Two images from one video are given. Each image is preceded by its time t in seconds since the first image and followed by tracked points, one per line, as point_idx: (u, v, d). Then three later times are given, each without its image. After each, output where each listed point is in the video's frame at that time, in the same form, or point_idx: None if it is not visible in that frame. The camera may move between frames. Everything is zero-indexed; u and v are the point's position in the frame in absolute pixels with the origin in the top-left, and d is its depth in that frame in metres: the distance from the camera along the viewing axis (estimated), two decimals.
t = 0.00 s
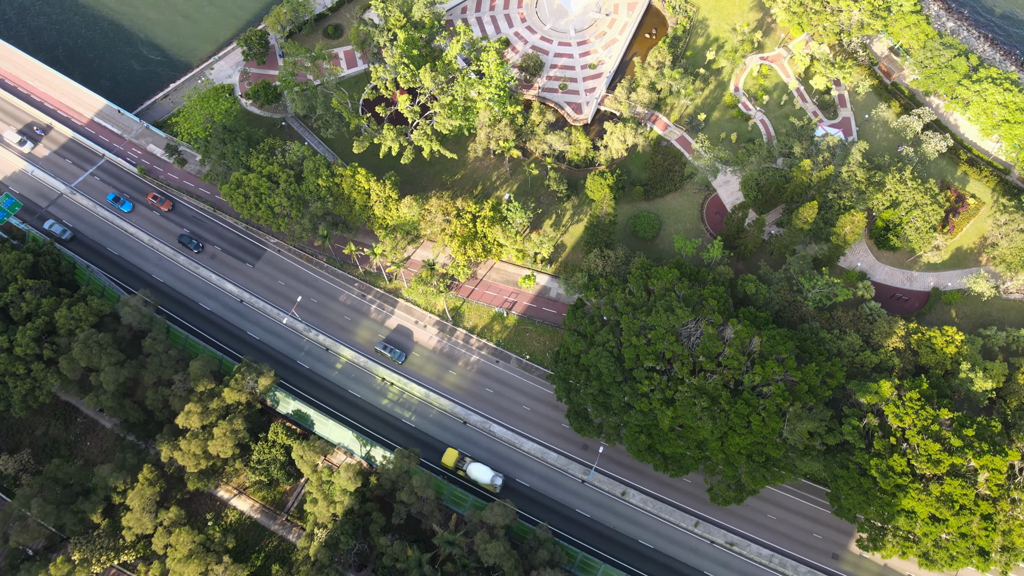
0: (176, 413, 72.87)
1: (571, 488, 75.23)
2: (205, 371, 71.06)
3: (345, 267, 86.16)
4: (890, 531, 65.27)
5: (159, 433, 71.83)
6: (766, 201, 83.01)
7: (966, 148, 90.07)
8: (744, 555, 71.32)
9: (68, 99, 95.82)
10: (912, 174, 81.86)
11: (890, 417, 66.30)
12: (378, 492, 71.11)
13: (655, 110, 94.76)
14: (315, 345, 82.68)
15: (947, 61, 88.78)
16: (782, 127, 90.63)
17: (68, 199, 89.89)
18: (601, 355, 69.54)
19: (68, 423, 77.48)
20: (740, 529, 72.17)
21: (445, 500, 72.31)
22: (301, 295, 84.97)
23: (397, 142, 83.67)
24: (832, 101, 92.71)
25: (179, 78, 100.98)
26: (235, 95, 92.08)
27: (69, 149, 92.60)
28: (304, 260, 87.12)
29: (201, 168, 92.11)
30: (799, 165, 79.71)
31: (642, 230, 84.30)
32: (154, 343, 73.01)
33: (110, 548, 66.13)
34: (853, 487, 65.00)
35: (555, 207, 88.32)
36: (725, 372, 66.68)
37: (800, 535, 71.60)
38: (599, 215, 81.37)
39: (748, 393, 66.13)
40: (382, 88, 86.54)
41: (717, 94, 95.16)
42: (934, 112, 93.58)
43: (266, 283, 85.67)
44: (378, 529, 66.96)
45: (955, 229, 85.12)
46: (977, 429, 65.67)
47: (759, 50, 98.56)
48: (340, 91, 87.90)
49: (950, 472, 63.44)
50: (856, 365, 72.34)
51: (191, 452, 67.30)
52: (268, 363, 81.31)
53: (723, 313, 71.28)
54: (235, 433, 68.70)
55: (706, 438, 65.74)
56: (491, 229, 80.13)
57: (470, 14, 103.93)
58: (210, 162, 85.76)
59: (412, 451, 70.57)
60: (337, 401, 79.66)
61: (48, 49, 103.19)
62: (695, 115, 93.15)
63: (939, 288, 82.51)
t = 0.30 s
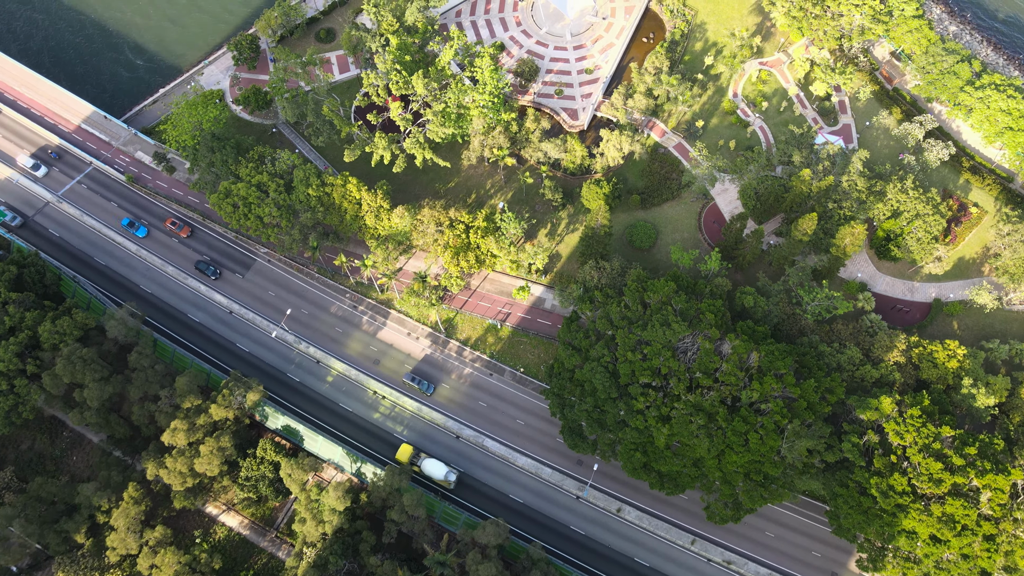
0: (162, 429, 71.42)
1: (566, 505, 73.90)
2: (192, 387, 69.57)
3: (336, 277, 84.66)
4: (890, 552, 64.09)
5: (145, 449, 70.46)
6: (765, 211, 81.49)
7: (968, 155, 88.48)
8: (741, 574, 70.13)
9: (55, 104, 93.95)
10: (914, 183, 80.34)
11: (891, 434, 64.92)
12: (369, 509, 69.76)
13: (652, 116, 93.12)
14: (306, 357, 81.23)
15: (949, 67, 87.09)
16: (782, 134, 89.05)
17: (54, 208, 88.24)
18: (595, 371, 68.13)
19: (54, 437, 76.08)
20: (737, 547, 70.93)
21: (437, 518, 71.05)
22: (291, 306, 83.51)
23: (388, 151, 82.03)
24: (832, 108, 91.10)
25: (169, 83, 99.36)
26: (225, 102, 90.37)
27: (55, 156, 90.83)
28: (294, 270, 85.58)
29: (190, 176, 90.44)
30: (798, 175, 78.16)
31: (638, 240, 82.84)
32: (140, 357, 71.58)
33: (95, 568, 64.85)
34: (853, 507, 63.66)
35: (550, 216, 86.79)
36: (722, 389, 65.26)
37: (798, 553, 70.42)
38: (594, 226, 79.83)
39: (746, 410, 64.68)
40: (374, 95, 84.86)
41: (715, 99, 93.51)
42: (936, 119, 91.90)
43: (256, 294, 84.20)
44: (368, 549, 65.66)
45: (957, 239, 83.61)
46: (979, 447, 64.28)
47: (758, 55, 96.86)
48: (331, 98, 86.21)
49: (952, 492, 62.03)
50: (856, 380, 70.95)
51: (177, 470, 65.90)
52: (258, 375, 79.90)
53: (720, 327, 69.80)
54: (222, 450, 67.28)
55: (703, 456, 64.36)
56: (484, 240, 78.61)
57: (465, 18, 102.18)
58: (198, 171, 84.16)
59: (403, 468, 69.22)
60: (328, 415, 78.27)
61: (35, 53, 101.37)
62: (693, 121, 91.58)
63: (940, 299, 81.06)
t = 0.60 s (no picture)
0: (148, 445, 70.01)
1: (561, 522, 72.61)
2: (178, 403, 68.12)
3: (327, 288, 83.19)
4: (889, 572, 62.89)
5: (131, 467, 69.10)
6: (763, 220, 80.23)
7: (970, 163, 86.94)
8: None
9: (41, 111, 92.22)
10: (915, 193, 78.78)
11: (892, 453, 63.55)
12: (359, 528, 68.46)
13: (649, 122, 91.49)
14: (296, 370, 79.75)
15: (952, 73, 85.44)
16: (781, 141, 87.49)
17: (41, 217, 86.62)
18: (589, 387, 66.74)
19: (39, 452, 74.63)
20: (735, 565, 69.79)
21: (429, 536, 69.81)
22: (281, 317, 82.06)
23: (380, 159, 80.43)
24: (832, 114, 89.50)
25: (159, 88, 97.72)
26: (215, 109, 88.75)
27: (42, 164, 89.13)
28: (284, 281, 84.11)
29: (179, 184, 88.81)
30: (798, 185, 76.63)
31: (634, 250, 81.42)
32: (125, 372, 70.18)
33: None
34: (852, 527, 62.35)
35: (545, 226, 85.24)
36: (719, 406, 63.83)
37: (797, 572, 69.29)
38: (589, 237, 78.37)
39: (743, 428, 63.25)
40: (365, 102, 83.21)
41: (714, 106, 91.91)
42: (938, 125, 90.25)
43: (245, 305, 82.75)
44: (357, 569, 64.42)
45: (959, 249, 82.11)
46: (982, 466, 62.90)
47: (757, 60, 95.20)
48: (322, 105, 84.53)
49: (954, 512, 60.66)
50: (856, 395, 69.53)
51: (163, 489, 64.50)
52: (247, 389, 78.47)
53: (717, 342, 68.36)
54: (208, 468, 65.89)
55: (699, 475, 62.97)
56: (477, 251, 77.14)
57: (459, 22, 100.49)
58: (186, 180, 82.55)
59: (394, 486, 67.90)
60: (319, 430, 76.88)
61: (23, 58, 99.64)
62: (690, 128, 90.00)
63: (942, 311, 79.61)
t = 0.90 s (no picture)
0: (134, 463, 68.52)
1: (555, 540, 71.27)
2: (163, 421, 66.65)
3: (317, 300, 81.75)
4: None
5: (116, 485, 67.61)
6: (761, 231, 79.20)
7: (973, 171, 85.37)
8: None
9: (27, 118, 90.48)
10: (917, 203, 77.21)
11: (892, 472, 62.19)
12: (348, 547, 67.12)
13: (646, 130, 89.87)
14: (285, 384, 78.26)
15: (954, 79, 83.81)
16: (780, 150, 85.89)
17: (26, 227, 84.98)
18: (583, 405, 65.38)
19: (23, 468, 72.90)
20: None
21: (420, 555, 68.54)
22: (271, 329, 80.60)
23: (371, 169, 78.72)
24: (833, 122, 87.86)
25: (148, 93, 96.00)
26: (203, 116, 87.13)
27: (27, 172, 87.42)
28: (274, 292, 82.67)
29: (167, 193, 87.17)
30: (797, 195, 75.09)
31: (630, 261, 80.18)
32: (110, 389, 68.76)
33: None
34: (851, 548, 61.00)
35: (539, 236, 83.71)
36: (716, 425, 62.46)
37: None
38: (585, 248, 76.97)
39: (740, 447, 61.79)
40: (356, 110, 81.54)
41: (712, 113, 90.29)
42: (939, 133, 88.62)
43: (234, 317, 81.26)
44: None
45: (960, 260, 80.68)
46: (984, 486, 61.57)
47: (756, 65, 93.54)
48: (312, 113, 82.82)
49: (955, 534, 59.31)
50: (855, 412, 68.16)
51: (148, 510, 63.04)
52: (235, 403, 76.99)
53: (714, 358, 66.92)
54: (194, 488, 64.48)
55: (695, 496, 61.53)
56: (470, 264, 75.68)
57: (453, 26, 98.77)
58: (173, 190, 80.92)
59: (384, 505, 66.61)
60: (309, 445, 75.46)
61: (9, 63, 97.82)
62: (688, 135, 88.43)
63: (943, 324, 78.21)
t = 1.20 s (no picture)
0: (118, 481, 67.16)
1: (548, 559, 70.09)
2: (149, 439, 65.33)
3: (308, 312, 80.30)
4: None
5: (100, 504, 66.28)
6: (759, 242, 77.62)
7: (975, 180, 83.80)
8: None
9: (12, 124, 88.70)
10: (918, 214, 75.77)
11: (892, 493, 60.89)
12: (337, 568, 65.89)
13: (643, 137, 88.25)
14: (275, 398, 76.85)
15: (956, 86, 82.16)
16: (779, 158, 84.35)
17: (11, 237, 83.40)
18: (577, 423, 64.01)
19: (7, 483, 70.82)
20: None
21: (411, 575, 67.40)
22: (261, 342, 79.19)
23: (362, 179, 77.11)
24: (832, 130, 86.34)
25: (136, 99, 94.16)
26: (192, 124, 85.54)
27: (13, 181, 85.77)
28: (264, 304, 81.15)
29: (155, 203, 85.49)
30: (796, 206, 73.63)
31: (626, 272, 78.75)
32: (94, 406, 67.39)
33: None
34: (850, 570, 59.69)
35: (534, 246, 82.26)
36: (712, 444, 61.09)
37: None
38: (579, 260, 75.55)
39: (737, 467, 60.39)
40: (346, 118, 79.92)
41: (709, 120, 88.68)
42: (941, 141, 87.08)
43: (223, 330, 79.83)
44: None
45: (962, 271, 79.21)
46: (986, 506, 60.28)
47: (755, 72, 91.90)
48: (302, 122, 81.27)
49: (957, 556, 58.00)
50: (855, 429, 66.80)
51: (132, 531, 61.75)
52: (223, 418, 75.65)
53: (711, 374, 65.54)
54: (179, 508, 63.20)
55: (691, 517, 60.12)
56: (462, 276, 74.22)
57: (447, 31, 97.11)
58: (161, 200, 79.36)
59: (374, 525, 65.37)
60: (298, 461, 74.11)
61: None
62: (685, 143, 86.89)
63: (945, 336, 76.85)
